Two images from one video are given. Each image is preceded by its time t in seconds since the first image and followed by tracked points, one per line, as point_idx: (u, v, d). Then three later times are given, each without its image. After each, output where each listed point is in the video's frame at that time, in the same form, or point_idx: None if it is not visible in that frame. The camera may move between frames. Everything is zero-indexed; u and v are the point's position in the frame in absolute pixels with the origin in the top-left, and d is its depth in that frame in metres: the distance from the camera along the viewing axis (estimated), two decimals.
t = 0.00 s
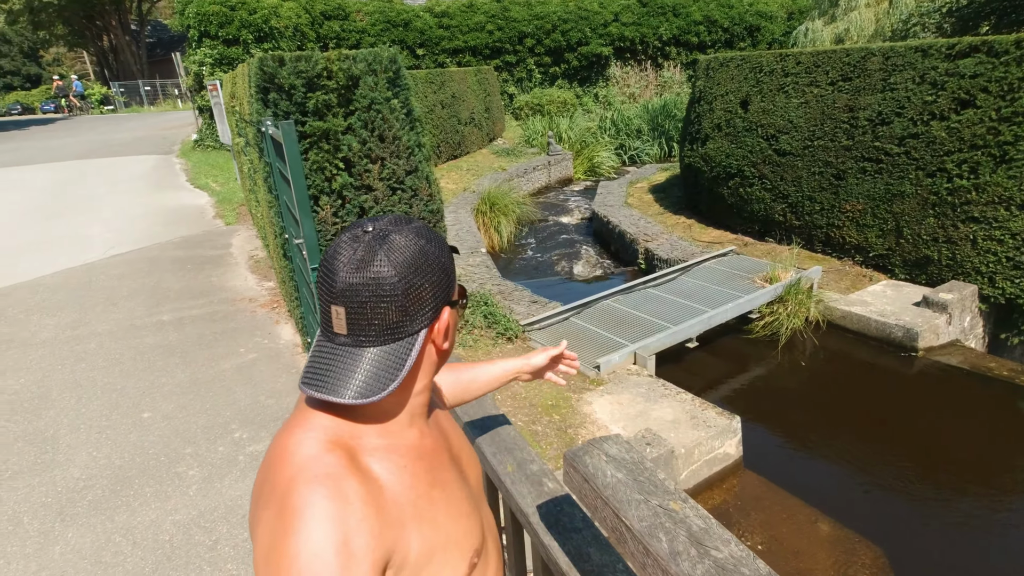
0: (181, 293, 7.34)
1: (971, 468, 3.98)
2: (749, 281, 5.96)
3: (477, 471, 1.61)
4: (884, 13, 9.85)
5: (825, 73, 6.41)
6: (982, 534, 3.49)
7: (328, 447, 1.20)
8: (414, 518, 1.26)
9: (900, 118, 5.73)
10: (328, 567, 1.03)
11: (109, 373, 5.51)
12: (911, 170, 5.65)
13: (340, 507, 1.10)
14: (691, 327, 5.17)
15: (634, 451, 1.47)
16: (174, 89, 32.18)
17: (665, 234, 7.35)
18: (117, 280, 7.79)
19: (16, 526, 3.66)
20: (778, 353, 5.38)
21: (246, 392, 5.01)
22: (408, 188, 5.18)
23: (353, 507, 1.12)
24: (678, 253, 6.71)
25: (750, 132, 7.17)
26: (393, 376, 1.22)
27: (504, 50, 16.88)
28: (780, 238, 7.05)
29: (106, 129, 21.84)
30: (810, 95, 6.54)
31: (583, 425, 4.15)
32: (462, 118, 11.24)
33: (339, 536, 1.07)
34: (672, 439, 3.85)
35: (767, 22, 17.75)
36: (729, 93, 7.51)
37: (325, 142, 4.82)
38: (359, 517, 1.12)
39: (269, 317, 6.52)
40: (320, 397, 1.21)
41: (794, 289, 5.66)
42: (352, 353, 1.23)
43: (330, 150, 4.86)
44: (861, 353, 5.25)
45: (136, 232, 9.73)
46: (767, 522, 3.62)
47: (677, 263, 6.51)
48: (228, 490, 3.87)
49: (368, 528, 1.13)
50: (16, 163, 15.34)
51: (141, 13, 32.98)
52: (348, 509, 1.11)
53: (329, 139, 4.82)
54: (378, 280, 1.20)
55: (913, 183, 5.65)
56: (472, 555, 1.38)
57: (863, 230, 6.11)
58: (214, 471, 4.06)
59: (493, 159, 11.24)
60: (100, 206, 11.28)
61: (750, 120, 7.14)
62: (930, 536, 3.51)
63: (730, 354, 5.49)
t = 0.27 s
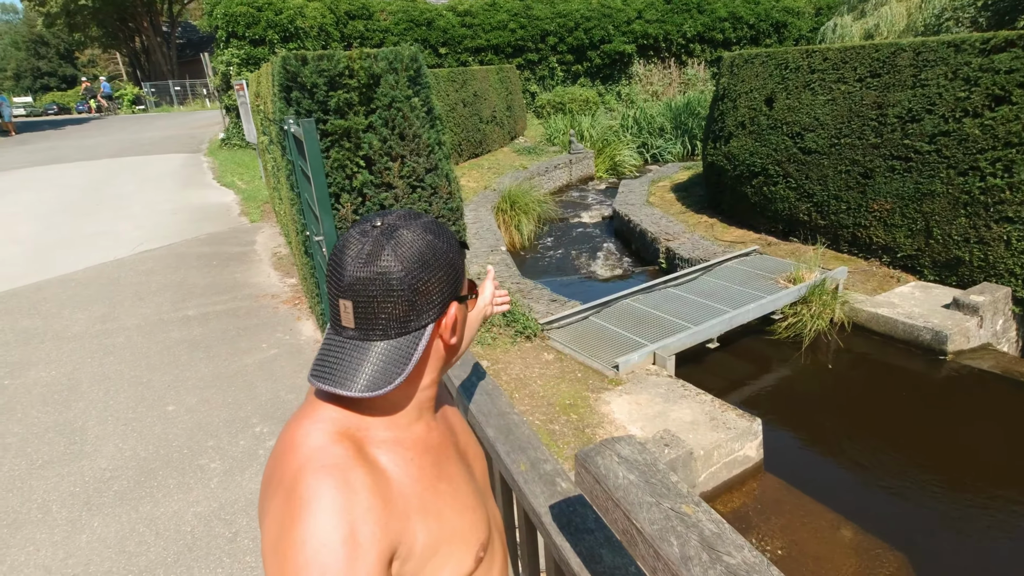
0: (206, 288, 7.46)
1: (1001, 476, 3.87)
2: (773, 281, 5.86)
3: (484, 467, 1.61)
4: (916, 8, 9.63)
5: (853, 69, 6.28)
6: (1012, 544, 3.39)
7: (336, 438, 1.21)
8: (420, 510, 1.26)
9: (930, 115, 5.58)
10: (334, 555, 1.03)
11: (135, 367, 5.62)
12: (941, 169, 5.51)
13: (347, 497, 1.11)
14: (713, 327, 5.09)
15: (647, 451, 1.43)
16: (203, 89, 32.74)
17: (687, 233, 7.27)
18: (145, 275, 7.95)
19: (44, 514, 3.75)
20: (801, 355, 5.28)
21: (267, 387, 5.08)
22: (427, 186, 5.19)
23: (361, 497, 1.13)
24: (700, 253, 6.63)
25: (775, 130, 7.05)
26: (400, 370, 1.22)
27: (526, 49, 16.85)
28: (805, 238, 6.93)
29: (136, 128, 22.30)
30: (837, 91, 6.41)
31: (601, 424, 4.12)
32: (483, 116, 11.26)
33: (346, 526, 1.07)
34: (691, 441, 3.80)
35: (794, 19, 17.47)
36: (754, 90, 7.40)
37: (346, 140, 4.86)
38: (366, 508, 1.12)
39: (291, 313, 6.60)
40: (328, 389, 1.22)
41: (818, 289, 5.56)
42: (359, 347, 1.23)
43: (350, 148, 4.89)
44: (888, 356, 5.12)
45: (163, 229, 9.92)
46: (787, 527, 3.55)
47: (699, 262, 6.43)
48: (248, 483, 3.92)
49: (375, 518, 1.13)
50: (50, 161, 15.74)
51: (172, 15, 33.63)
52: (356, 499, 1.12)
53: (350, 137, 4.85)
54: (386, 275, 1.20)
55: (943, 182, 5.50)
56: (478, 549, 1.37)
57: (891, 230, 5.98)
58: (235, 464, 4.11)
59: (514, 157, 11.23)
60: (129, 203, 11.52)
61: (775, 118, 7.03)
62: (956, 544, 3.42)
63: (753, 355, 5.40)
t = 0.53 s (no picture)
0: (216, 287, 7.50)
1: (1016, 479, 3.82)
2: (784, 281, 5.82)
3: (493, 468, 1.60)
4: (928, 6, 9.55)
5: (866, 67, 6.23)
6: None
7: (344, 437, 1.20)
8: (427, 511, 1.25)
9: (944, 113, 5.52)
10: (342, 555, 1.03)
11: (147, 365, 5.66)
12: (955, 168, 5.45)
13: (354, 495, 1.10)
14: (723, 328, 5.06)
15: (659, 455, 1.43)
16: (213, 89, 32.93)
17: (696, 233, 7.23)
18: (156, 274, 8.00)
19: (56, 511, 3.78)
20: (812, 356, 5.23)
21: (276, 386, 5.09)
22: (436, 185, 5.19)
23: (368, 497, 1.12)
24: (709, 253, 6.59)
25: (786, 129, 7.00)
26: (407, 370, 1.21)
27: (535, 48, 16.83)
28: (816, 238, 6.88)
29: (147, 128, 22.46)
30: (849, 90, 6.36)
31: (610, 425, 4.11)
32: (492, 116, 11.26)
33: (353, 525, 1.07)
34: (701, 442, 3.78)
35: (805, 17, 17.35)
36: (764, 89, 7.35)
37: (356, 139, 4.87)
38: (372, 509, 1.12)
39: (300, 312, 6.62)
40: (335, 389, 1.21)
41: (830, 289, 5.51)
42: (366, 348, 1.23)
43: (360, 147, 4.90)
44: (901, 358, 5.07)
45: (174, 228, 9.98)
46: (799, 530, 3.52)
47: (708, 262, 6.39)
48: (257, 482, 3.93)
49: (383, 518, 1.13)
50: (63, 161, 15.88)
51: (183, 16, 33.89)
52: (363, 500, 1.11)
53: (359, 137, 4.86)
54: (394, 276, 1.20)
55: (957, 181, 5.44)
56: (484, 550, 1.37)
57: (903, 230, 5.92)
58: (245, 463, 4.13)
59: (523, 157, 11.22)
60: (140, 202, 11.60)
61: (786, 117, 6.98)
62: (973, 548, 3.37)
63: (763, 356, 5.36)
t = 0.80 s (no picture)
0: (217, 288, 7.50)
1: (1017, 478, 3.83)
2: (784, 281, 5.82)
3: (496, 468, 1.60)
4: (928, 5, 9.56)
5: (866, 66, 6.24)
6: None
7: (349, 435, 1.21)
8: (430, 511, 1.26)
9: (944, 113, 5.53)
10: (345, 554, 1.04)
11: (148, 366, 5.66)
12: (955, 167, 5.46)
13: (359, 494, 1.11)
14: (723, 327, 5.07)
15: (664, 454, 1.43)
16: (213, 90, 32.92)
17: (697, 232, 7.24)
18: (157, 275, 8.00)
19: (59, 512, 3.78)
20: (813, 355, 5.24)
21: (278, 386, 5.10)
22: (437, 185, 5.20)
23: (372, 496, 1.13)
24: (710, 252, 6.60)
25: (786, 128, 7.00)
26: (412, 371, 1.22)
27: (535, 48, 16.82)
28: (816, 237, 6.88)
29: (147, 129, 22.45)
30: (849, 89, 6.36)
31: (611, 425, 4.12)
32: (492, 116, 11.26)
33: (357, 524, 1.08)
34: (702, 442, 3.78)
35: (804, 16, 17.36)
36: (764, 88, 7.36)
37: (356, 140, 4.87)
38: (376, 508, 1.12)
39: (301, 312, 6.62)
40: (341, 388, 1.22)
41: (830, 289, 5.52)
42: (372, 347, 1.23)
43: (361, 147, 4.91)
44: (902, 357, 5.07)
45: (174, 228, 9.98)
46: (800, 529, 3.53)
47: (709, 262, 6.40)
48: (260, 482, 3.93)
49: (387, 517, 1.13)
50: (64, 162, 15.89)
51: (183, 16, 33.88)
52: (366, 499, 1.12)
53: (360, 137, 4.86)
54: (402, 276, 1.20)
55: (957, 180, 5.45)
56: (485, 550, 1.37)
57: (904, 229, 5.93)
58: (247, 463, 4.13)
59: (523, 156, 11.23)
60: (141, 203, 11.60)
61: (786, 116, 6.98)
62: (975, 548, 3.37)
63: (764, 355, 5.37)
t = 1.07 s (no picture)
0: (209, 288, 7.46)
1: (1008, 471, 3.87)
2: (777, 278, 5.86)
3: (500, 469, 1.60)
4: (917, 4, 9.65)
5: (856, 64, 6.28)
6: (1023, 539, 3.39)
7: (353, 436, 1.21)
8: (434, 514, 1.25)
9: (934, 110, 5.58)
10: (348, 556, 1.04)
11: (141, 367, 5.62)
12: (946, 164, 5.51)
13: (362, 496, 1.11)
14: (718, 324, 5.09)
15: (667, 447, 1.44)
16: (202, 89, 32.66)
17: (690, 230, 7.27)
18: (148, 276, 7.94)
19: (52, 514, 3.75)
20: (806, 352, 5.28)
21: (272, 386, 5.08)
22: (431, 184, 5.19)
23: (375, 498, 1.13)
24: (703, 250, 6.63)
25: (777, 126, 7.05)
26: (414, 372, 1.22)
27: (526, 46, 16.83)
28: (808, 235, 6.93)
29: (136, 128, 22.26)
30: (840, 87, 6.41)
31: (607, 422, 4.13)
32: (484, 115, 11.25)
33: (360, 526, 1.08)
34: (698, 438, 3.80)
35: (794, 15, 17.46)
36: (756, 87, 7.40)
37: (350, 138, 4.85)
38: (378, 511, 1.12)
39: (295, 312, 6.60)
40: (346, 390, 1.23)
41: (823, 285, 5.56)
42: (375, 346, 1.24)
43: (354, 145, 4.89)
44: (894, 353, 5.12)
45: (165, 228, 9.91)
46: (796, 523, 3.56)
47: (702, 260, 6.43)
48: (256, 483, 3.92)
49: (389, 519, 1.14)
50: (51, 162, 15.73)
51: (171, 15, 33.63)
52: (370, 502, 1.12)
53: (353, 135, 4.85)
54: (404, 275, 1.20)
55: (947, 177, 5.51)
56: (486, 551, 1.37)
57: (895, 226, 5.98)
58: (242, 464, 4.11)
59: (515, 155, 11.24)
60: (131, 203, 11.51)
61: (778, 114, 7.03)
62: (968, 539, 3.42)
63: (758, 352, 5.41)
